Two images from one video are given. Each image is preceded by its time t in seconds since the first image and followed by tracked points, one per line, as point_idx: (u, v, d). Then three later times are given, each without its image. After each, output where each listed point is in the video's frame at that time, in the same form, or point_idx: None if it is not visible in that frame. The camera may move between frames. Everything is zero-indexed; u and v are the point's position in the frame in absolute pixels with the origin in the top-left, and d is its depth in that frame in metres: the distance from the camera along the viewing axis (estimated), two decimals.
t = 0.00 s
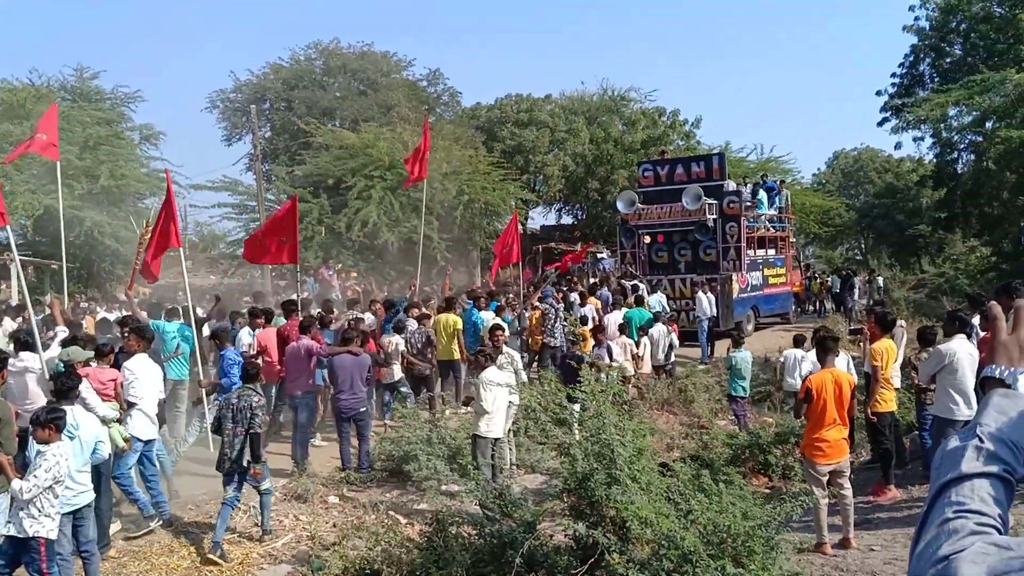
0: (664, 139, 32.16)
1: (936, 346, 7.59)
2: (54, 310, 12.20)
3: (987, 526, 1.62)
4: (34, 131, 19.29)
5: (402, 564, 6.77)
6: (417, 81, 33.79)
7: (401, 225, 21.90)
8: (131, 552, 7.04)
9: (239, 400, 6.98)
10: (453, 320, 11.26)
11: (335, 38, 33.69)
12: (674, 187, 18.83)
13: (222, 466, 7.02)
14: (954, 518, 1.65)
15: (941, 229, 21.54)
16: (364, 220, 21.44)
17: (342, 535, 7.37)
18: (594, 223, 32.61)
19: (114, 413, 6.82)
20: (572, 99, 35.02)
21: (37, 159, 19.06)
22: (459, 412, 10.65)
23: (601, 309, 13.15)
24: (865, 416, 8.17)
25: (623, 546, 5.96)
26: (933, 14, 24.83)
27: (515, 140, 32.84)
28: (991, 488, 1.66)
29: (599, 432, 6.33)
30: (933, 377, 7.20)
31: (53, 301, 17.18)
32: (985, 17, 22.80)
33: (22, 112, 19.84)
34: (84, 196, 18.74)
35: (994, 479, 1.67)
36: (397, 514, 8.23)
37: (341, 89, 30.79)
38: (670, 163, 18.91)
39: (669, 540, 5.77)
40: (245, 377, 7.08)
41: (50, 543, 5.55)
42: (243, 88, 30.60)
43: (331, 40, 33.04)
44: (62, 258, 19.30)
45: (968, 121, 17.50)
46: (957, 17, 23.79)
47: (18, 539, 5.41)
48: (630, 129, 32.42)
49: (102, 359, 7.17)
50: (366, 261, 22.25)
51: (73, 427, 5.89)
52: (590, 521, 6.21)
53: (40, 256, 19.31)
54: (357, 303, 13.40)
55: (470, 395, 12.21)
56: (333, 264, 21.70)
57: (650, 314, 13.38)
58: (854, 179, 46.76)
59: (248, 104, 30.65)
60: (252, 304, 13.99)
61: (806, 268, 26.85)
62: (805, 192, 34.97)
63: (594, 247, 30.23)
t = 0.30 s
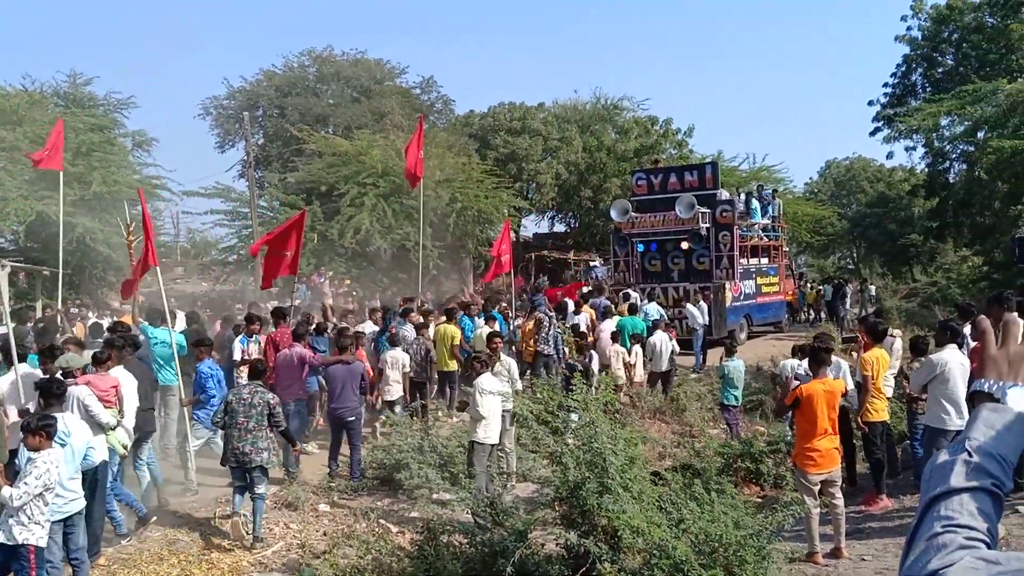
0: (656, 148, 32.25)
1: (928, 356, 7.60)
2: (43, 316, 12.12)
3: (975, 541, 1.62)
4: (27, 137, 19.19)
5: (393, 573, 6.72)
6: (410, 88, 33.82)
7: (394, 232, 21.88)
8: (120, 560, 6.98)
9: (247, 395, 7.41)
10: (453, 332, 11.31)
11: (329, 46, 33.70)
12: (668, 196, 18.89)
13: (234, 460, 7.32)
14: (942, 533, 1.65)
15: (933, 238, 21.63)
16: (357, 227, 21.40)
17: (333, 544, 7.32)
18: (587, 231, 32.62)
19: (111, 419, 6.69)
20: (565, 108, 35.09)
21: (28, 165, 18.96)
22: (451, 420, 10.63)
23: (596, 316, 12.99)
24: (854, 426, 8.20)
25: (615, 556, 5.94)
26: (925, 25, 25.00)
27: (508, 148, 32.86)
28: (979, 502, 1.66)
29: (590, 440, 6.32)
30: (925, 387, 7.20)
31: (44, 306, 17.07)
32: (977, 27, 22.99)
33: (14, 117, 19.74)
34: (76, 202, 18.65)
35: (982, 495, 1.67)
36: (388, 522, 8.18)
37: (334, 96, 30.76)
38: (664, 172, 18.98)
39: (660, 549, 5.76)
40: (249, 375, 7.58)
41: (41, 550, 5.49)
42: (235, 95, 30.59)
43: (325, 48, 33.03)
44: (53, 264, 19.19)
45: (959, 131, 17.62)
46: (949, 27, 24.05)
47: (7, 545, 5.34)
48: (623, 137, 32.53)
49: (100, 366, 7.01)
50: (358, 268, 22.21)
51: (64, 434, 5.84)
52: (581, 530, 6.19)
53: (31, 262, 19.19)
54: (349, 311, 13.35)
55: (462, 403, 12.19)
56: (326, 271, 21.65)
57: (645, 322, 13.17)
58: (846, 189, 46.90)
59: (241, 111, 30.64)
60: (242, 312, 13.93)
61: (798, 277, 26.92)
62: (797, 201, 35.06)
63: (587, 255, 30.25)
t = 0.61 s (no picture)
0: (649, 155, 32.34)
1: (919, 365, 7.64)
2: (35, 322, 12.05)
3: (968, 547, 1.63)
4: (19, 141, 19.09)
5: None
6: (403, 94, 33.82)
7: (387, 238, 21.88)
8: (111, 566, 6.93)
9: (245, 400, 7.40)
10: (449, 337, 11.18)
11: (322, 52, 33.70)
12: (662, 204, 18.93)
13: (236, 464, 7.28)
14: (936, 538, 1.66)
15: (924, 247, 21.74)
16: (350, 233, 21.36)
17: (325, 550, 7.29)
18: (580, 238, 32.66)
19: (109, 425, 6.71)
20: (558, 115, 35.16)
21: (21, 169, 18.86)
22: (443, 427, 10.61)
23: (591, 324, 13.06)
24: (848, 433, 8.21)
25: (608, 563, 5.94)
26: (917, 34, 25.17)
27: (501, 155, 32.92)
28: (972, 508, 1.67)
29: (584, 447, 6.33)
30: (917, 396, 7.24)
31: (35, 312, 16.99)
32: (969, 37, 23.17)
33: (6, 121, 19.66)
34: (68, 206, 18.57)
35: (975, 502, 1.68)
36: (381, 528, 8.15)
37: (327, 102, 30.74)
38: (658, 179, 19.05)
39: (653, 556, 5.76)
40: (242, 379, 7.58)
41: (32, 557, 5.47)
42: (229, 101, 30.59)
43: (318, 54, 33.04)
44: (45, 269, 19.09)
45: (951, 140, 17.75)
46: (941, 37, 24.21)
47: None
48: (616, 144, 32.60)
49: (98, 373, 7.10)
50: (351, 274, 22.22)
51: (58, 439, 5.83)
52: (574, 537, 6.18)
53: (23, 267, 19.08)
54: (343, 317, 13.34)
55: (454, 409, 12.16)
56: (319, 277, 21.61)
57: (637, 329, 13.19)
58: (838, 197, 47.10)
59: (235, 116, 30.65)
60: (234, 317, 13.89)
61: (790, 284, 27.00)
62: (789, 209, 35.20)
63: (579, 261, 30.28)
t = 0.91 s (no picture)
0: (644, 163, 32.39)
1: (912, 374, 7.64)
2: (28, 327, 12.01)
3: (961, 548, 1.65)
4: (14, 146, 19.05)
5: None
6: (399, 101, 33.84)
7: (382, 245, 21.88)
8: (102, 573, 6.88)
9: (236, 401, 7.50)
10: (445, 342, 11.15)
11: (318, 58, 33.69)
12: (656, 212, 19.00)
13: (229, 464, 7.32)
14: (931, 538, 1.68)
15: (918, 256, 21.80)
16: (345, 240, 21.34)
17: (317, 558, 7.24)
18: (575, 245, 32.67)
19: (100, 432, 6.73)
20: (554, 122, 35.20)
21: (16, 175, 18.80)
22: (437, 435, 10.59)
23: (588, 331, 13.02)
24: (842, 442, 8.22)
25: (601, 571, 5.92)
26: (911, 44, 25.28)
27: (496, 162, 32.97)
28: (967, 509, 1.70)
29: (578, 456, 6.31)
30: (910, 404, 7.24)
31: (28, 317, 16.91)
32: (961, 47, 23.30)
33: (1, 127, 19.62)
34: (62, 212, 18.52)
35: (972, 503, 1.70)
36: (374, 537, 8.11)
37: (323, 109, 30.75)
38: (654, 187, 19.07)
39: (646, 565, 5.75)
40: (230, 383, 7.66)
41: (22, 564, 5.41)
42: (224, 107, 30.62)
43: (314, 61, 33.03)
44: (38, 274, 19.03)
45: (944, 150, 17.83)
46: (935, 47, 24.35)
47: None
48: (611, 152, 32.65)
49: (92, 381, 7.14)
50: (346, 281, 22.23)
51: (51, 444, 5.78)
52: (567, 545, 6.16)
53: (16, 272, 19.02)
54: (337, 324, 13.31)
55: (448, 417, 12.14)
56: (314, 283, 21.58)
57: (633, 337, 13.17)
58: (832, 206, 47.19)
59: (230, 122, 30.67)
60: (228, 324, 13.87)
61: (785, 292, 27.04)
62: (783, 217, 35.27)
63: (574, 269, 30.30)
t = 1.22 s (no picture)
0: (639, 170, 32.43)
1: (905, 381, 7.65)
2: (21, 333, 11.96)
3: (953, 549, 1.69)
4: (8, 151, 18.98)
5: None
6: (394, 108, 33.86)
7: (376, 251, 21.90)
8: None
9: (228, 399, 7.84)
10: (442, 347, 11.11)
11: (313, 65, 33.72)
12: (652, 219, 18.88)
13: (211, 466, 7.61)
14: (922, 539, 1.72)
15: (912, 263, 21.85)
16: (339, 245, 21.32)
17: (310, 565, 7.18)
18: (569, 252, 32.65)
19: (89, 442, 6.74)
20: (548, 129, 35.25)
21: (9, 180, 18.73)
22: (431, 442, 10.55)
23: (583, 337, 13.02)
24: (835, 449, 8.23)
25: None
26: (905, 52, 25.38)
27: (491, 169, 32.99)
28: (961, 514, 1.74)
29: (572, 462, 6.30)
30: (904, 412, 7.23)
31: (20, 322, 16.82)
32: (955, 55, 23.42)
33: None
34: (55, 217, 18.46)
35: (968, 507, 1.74)
36: (367, 543, 8.06)
37: (317, 115, 30.74)
38: (649, 195, 19.08)
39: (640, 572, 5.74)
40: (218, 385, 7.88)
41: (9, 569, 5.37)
42: (219, 113, 30.63)
43: (309, 68, 33.04)
44: (31, 279, 18.94)
45: (938, 158, 17.90)
46: (928, 55, 24.47)
47: None
48: (605, 159, 32.71)
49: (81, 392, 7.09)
50: (341, 288, 22.25)
51: (43, 449, 5.73)
52: (561, 553, 6.13)
53: (9, 277, 18.93)
54: (330, 330, 13.27)
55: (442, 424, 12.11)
56: (308, 289, 21.54)
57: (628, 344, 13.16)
58: (826, 213, 47.24)
59: (224, 128, 30.67)
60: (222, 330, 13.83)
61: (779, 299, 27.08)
62: (778, 225, 35.32)
63: (568, 276, 30.31)
